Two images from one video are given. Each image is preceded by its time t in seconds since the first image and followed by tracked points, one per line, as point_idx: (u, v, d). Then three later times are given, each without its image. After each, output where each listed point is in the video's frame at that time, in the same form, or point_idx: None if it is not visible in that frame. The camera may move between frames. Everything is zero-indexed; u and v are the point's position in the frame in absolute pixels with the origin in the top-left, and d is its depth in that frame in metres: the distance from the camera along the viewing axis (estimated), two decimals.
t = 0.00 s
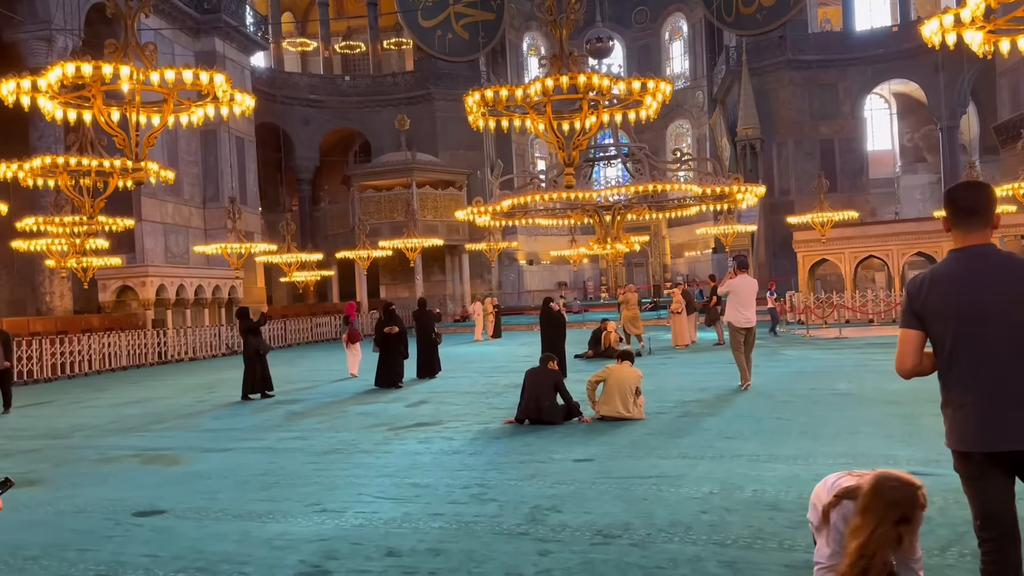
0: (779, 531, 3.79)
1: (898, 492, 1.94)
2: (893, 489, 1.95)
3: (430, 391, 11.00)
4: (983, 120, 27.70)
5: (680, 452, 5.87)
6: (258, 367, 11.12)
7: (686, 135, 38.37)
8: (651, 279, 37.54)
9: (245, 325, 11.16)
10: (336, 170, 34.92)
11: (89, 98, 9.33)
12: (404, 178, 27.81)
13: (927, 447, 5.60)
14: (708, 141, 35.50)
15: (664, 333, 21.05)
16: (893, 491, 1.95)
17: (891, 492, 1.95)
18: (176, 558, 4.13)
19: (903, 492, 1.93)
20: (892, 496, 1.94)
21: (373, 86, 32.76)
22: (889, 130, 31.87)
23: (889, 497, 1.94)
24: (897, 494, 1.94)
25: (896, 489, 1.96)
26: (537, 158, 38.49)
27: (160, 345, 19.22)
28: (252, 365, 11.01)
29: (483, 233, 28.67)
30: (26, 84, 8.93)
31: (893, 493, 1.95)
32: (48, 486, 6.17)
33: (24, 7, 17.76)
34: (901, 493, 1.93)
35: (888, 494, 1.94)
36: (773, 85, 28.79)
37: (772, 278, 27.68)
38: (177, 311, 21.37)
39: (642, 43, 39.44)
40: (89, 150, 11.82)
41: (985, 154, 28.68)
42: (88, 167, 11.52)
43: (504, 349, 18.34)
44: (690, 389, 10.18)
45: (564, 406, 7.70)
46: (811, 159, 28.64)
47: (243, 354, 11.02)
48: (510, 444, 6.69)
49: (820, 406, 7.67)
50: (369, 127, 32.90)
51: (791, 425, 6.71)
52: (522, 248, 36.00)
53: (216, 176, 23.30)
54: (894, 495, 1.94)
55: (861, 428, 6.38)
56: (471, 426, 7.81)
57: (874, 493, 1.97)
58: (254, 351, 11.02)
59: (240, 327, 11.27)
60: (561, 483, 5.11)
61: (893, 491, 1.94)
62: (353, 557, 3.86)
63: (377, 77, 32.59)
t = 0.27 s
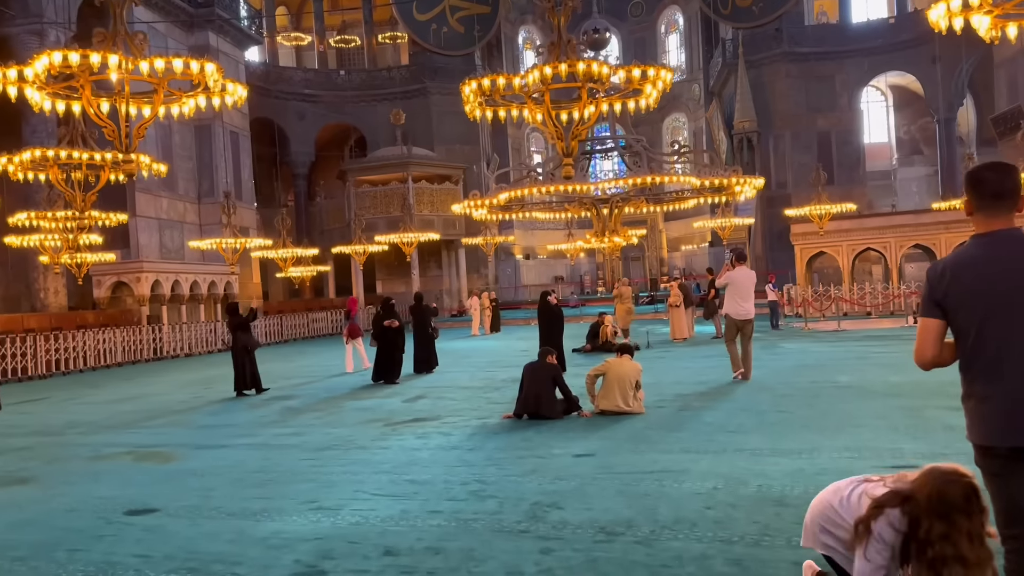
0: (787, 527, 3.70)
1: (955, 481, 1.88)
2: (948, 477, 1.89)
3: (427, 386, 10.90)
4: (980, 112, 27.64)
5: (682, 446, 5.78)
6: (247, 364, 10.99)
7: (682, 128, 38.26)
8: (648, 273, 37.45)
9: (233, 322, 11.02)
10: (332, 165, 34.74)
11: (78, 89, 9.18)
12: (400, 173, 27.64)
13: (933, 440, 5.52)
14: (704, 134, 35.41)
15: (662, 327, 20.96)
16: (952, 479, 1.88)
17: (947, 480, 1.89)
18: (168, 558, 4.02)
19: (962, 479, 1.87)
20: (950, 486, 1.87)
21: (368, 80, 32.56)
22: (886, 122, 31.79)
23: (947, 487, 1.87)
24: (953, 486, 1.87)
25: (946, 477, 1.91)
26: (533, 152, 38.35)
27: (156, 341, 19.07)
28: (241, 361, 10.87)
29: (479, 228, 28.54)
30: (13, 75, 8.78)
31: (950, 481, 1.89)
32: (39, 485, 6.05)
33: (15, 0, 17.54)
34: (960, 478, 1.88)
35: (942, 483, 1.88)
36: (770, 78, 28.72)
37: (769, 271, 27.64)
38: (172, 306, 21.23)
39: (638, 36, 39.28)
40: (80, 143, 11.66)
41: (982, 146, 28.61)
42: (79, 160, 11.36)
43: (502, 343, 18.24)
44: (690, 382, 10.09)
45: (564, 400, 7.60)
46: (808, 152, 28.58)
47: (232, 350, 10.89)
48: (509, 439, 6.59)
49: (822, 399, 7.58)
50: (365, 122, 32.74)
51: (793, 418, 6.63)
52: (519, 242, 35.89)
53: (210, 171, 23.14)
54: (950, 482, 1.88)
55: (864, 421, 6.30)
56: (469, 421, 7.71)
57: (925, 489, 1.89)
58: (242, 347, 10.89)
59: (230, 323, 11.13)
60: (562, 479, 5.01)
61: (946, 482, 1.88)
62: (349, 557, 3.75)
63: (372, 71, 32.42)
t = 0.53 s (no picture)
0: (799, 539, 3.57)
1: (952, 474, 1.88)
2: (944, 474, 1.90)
3: (425, 390, 10.76)
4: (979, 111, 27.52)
5: (685, 452, 5.65)
6: (238, 368, 10.84)
7: (680, 128, 38.15)
8: (646, 273, 37.34)
9: (224, 325, 10.87)
10: (329, 166, 34.59)
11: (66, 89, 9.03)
12: (397, 174, 27.49)
13: (943, 445, 5.39)
14: (703, 133, 35.28)
15: (662, 328, 20.83)
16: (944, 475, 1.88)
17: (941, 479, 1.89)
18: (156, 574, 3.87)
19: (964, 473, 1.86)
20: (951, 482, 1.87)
21: (365, 81, 32.41)
22: (884, 120, 31.71)
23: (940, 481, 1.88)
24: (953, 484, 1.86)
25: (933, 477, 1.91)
26: (531, 152, 38.23)
27: (152, 344, 18.91)
28: (231, 365, 10.73)
29: (478, 228, 28.39)
30: None
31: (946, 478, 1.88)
32: (28, 495, 5.90)
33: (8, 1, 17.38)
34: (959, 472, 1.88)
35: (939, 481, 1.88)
36: (768, 77, 28.60)
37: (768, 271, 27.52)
38: (169, 309, 21.08)
39: (636, 36, 39.15)
40: (70, 146, 11.51)
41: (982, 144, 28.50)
42: (69, 162, 11.21)
43: (501, 345, 18.11)
44: (691, 385, 9.96)
45: (564, 404, 7.46)
46: (807, 151, 28.44)
47: (222, 354, 10.74)
48: (509, 445, 6.45)
49: (827, 402, 7.46)
50: (362, 123, 32.58)
51: (798, 422, 6.50)
52: (517, 243, 35.78)
53: (206, 172, 22.98)
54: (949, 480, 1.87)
55: (871, 425, 6.17)
56: (467, 426, 7.58)
57: (931, 490, 1.87)
58: (233, 351, 10.74)
59: (221, 326, 10.97)
60: (563, 487, 4.88)
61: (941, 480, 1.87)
62: (343, 572, 3.62)
63: (368, 72, 32.27)
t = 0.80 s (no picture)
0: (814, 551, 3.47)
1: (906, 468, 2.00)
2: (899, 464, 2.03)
3: (427, 396, 10.66)
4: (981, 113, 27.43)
5: (694, 460, 5.55)
6: (236, 376, 10.76)
7: (681, 132, 38.10)
8: (648, 277, 37.26)
9: (222, 333, 10.79)
10: (330, 172, 34.56)
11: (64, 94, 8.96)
12: (398, 179, 27.43)
13: (957, 452, 5.27)
14: (704, 136, 35.24)
15: (665, 332, 20.74)
16: (892, 468, 2.01)
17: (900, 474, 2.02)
18: None
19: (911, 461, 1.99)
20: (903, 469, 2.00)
21: (366, 86, 32.38)
22: (886, 123, 31.64)
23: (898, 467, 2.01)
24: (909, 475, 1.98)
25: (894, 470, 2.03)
26: (532, 156, 38.19)
27: (153, 351, 18.84)
28: (230, 373, 10.64)
29: (479, 233, 28.31)
30: None
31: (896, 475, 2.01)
32: (26, 506, 5.81)
33: (9, 9, 17.38)
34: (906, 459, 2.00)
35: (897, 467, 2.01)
36: (769, 80, 28.56)
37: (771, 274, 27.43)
38: (170, 315, 21.01)
39: (636, 39, 39.14)
40: (70, 152, 11.44)
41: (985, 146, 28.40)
42: (68, 168, 11.14)
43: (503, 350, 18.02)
44: (696, 390, 9.86)
45: (569, 411, 7.36)
46: (808, 154, 28.38)
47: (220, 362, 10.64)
48: (514, 452, 6.36)
49: (835, 407, 7.36)
50: (363, 128, 32.55)
51: (807, 429, 6.39)
52: (518, 248, 35.70)
53: (207, 178, 22.92)
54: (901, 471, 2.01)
55: (882, 431, 6.05)
56: (471, 433, 7.47)
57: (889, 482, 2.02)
58: (231, 358, 10.66)
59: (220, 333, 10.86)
60: (570, 497, 4.78)
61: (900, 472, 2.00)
62: None
63: (369, 77, 32.25)
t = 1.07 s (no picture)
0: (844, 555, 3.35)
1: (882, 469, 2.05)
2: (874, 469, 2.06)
3: (438, 395, 10.57)
4: (993, 108, 27.16)
5: (713, 460, 5.43)
6: (243, 375, 10.68)
7: (689, 128, 37.90)
8: (657, 275, 37.08)
9: (229, 332, 10.70)
10: (337, 170, 34.52)
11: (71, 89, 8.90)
12: (405, 176, 27.34)
13: (982, 450, 5.14)
14: (712, 133, 35.05)
15: (674, 330, 20.61)
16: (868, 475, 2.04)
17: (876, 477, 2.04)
18: None
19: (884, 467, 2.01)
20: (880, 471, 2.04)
21: (373, 84, 32.30)
22: (896, 119, 31.39)
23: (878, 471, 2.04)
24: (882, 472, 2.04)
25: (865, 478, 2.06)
26: (539, 154, 38.05)
27: (161, 350, 18.80)
28: (237, 372, 10.56)
29: (486, 231, 28.19)
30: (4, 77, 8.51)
31: (867, 483, 2.03)
32: (33, 507, 5.74)
33: (16, 8, 17.38)
34: (881, 466, 2.03)
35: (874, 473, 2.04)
36: (778, 76, 28.32)
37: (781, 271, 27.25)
38: (178, 314, 20.99)
39: (644, 36, 38.97)
40: (77, 149, 11.38)
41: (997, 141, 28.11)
42: (75, 165, 11.08)
43: (512, 348, 17.92)
44: (710, 388, 9.73)
45: (583, 410, 7.25)
46: (817, 150, 28.16)
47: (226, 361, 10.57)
48: (527, 452, 6.25)
49: (854, 406, 7.22)
50: (370, 126, 32.46)
51: (827, 428, 6.26)
52: (526, 245, 35.56)
53: (214, 176, 22.87)
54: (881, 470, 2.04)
55: (904, 430, 5.91)
56: (483, 432, 7.37)
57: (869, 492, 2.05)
58: (238, 357, 10.58)
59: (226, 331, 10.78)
60: (588, 498, 4.67)
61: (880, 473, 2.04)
62: None
63: (376, 75, 32.16)
